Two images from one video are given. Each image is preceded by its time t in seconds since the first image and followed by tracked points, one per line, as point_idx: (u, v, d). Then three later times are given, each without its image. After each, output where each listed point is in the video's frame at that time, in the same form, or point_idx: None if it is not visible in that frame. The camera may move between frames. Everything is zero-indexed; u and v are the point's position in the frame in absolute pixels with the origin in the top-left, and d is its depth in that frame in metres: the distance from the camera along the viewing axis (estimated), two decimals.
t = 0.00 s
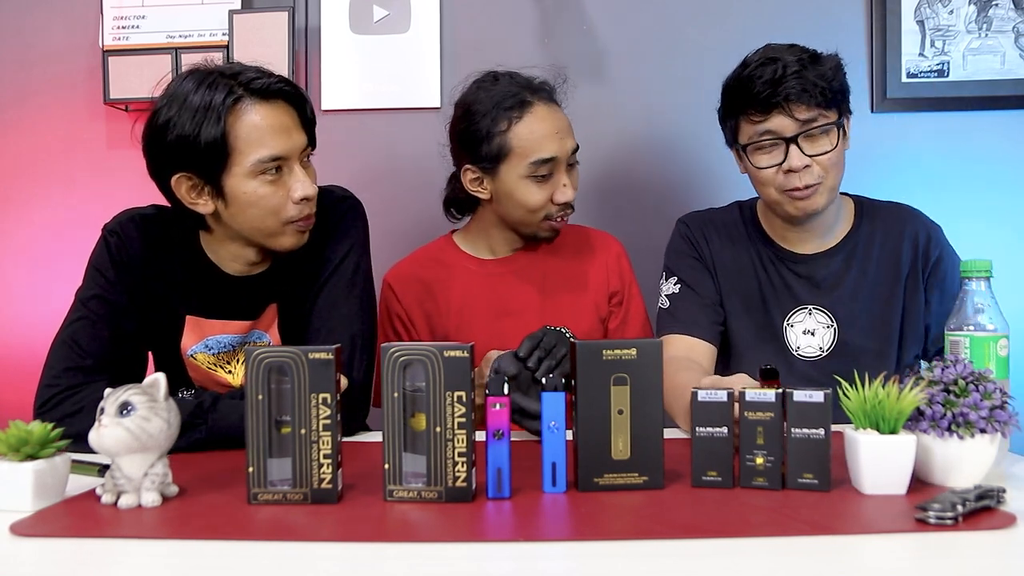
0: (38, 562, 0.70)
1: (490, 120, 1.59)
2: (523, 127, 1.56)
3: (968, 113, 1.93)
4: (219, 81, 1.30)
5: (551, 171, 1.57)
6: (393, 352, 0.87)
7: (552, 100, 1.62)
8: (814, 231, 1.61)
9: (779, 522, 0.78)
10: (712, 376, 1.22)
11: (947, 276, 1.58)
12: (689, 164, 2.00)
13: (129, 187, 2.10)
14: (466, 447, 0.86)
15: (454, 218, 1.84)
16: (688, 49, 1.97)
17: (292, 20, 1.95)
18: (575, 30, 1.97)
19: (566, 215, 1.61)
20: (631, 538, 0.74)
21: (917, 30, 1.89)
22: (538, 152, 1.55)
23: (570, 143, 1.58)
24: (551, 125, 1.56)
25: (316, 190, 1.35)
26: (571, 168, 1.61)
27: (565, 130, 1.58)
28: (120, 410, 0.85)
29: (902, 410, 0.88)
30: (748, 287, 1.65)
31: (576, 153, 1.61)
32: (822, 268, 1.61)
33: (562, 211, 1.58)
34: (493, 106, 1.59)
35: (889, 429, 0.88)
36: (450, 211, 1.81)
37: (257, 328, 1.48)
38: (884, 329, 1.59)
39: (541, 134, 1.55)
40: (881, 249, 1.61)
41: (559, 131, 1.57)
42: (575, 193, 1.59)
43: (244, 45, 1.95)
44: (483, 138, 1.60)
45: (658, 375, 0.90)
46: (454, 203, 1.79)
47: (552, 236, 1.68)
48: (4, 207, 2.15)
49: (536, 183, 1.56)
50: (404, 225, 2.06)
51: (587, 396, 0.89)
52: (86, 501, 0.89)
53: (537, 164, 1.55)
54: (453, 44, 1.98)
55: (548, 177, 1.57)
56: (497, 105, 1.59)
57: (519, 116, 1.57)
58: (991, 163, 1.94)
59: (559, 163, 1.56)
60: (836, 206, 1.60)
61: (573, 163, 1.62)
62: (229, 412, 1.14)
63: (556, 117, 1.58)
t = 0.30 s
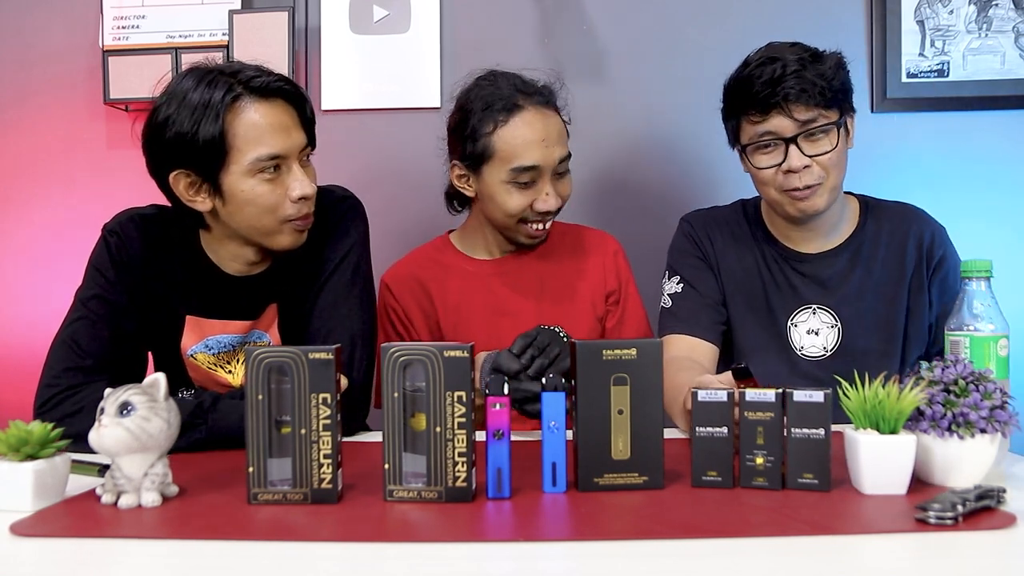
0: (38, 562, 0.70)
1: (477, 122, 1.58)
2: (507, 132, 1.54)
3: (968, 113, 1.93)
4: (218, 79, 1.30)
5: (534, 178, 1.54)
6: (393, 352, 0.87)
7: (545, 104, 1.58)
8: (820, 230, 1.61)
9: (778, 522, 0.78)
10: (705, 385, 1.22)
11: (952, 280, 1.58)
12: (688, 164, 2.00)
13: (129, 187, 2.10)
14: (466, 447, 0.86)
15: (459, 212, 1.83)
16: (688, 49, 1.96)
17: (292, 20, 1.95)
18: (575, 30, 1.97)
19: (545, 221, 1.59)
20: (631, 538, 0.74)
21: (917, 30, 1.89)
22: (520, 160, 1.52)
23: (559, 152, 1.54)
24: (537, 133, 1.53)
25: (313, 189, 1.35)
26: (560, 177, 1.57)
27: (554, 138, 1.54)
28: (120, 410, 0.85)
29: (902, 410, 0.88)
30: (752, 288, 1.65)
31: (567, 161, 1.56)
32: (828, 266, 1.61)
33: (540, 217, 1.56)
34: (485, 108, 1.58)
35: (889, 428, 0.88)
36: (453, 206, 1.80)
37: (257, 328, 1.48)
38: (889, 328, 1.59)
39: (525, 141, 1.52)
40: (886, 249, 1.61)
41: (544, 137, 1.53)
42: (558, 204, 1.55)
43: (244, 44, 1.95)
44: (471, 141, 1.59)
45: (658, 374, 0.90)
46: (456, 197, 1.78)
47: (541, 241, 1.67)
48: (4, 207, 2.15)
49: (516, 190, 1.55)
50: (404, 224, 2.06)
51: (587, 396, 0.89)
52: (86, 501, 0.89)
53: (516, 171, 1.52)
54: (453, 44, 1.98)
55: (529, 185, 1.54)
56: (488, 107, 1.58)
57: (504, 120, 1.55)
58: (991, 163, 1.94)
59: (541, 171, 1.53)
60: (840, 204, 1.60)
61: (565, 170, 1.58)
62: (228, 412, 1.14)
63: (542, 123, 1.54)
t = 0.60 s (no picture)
0: (38, 562, 0.70)
1: (474, 124, 1.57)
2: (502, 139, 1.52)
3: (968, 113, 1.93)
4: (217, 77, 1.30)
5: (524, 186, 1.53)
6: (393, 352, 0.87)
7: (544, 110, 1.55)
8: (822, 233, 1.60)
9: (779, 522, 0.78)
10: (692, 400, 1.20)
11: (952, 280, 1.59)
12: (688, 163, 2.00)
13: (130, 187, 2.10)
14: (466, 447, 0.86)
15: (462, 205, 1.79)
16: (688, 49, 1.96)
17: (292, 20, 1.95)
18: (575, 30, 1.97)
19: (532, 229, 1.58)
20: (631, 538, 0.74)
21: (917, 30, 1.89)
22: (511, 168, 1.51)
23: (552, 163, 1.52)
24: (529, 143, 1.51)
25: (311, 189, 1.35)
26: (553, 186, 1.55)
27: (549, 149, 1.52)
28: (120, 410, 0.85)
29: (902, 410, 0.88)
30: (755, 288, 1.64)
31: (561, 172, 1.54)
32: (832, 267, 1.61)
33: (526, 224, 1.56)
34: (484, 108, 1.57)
35: (889, 429, 0.88)
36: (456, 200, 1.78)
37: (257, 327, 1.47)
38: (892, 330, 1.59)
39: (517, 150, 1.51)
40: (890, 249, 1.61)
41: (538, 147, 1.51)
42: (547, 213, 1.54)
43: (244, 44, 1.95)
44: (468, 142, 1.58)
45: (658, 375, 0.90)
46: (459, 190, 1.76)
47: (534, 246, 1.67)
48: (4, 207, 2.15)
49: (505, 198, 1.54)
50: (403, 224, 2.06)
51: (587, 396, 0.89)
52: (86, 501, 0.89)
53: (505, 180, 1.52)
54: (453, 43, 1.98)
55: (518, 192, 1.53)
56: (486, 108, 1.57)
57: (499, 125, 1.54)
58: (991, 163, 1.94)
59: (531, 181, 1.52)
60: (842, 206, 1.60)
61: (559, 179, 1.56)
62: (228, 412, 1.14)
63: (538, 133, 1.52)
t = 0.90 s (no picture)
0: (38, 562, 0.70)
1: (464, 109, 1.58)
2: (492, 122, 1.53)
3: (968, 113, 1.93)
4: (219, 71, 1.31)
5: (515, 170, 1.53)
6: (393, 352, 0.87)
7: (536, 97, 1.56)
8: (821, 233, 1.61)
9: (779, 522, 0.78)
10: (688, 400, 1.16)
11: (953, 280, 1.59)
12: (688, 163, 2.00)
13: (130, 187, 2.10)
14: (466, 447, 0.86)
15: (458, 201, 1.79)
16: (688, 49, 1.96)
17: (292, 20, 1.95)
18: (575, 30, 1.97)
19: (525, 215, 1.59)
20: (630, 539, 0.74)
21: (917, 30, 1.88)
22: (501, 150, 1.53)
23: (542, 147, 1.53)
24: (519, 125, 1.52)
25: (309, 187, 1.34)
26: (545, 171, 1.56)
27: (539, 133, 1.53)
28: (120, 410, 0.85)
29: (902, 410, 0.88)
30: (756, 287, 1.64)
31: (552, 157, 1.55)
32: (834, 267, 1.61)
33: (518, 210, 1.57)
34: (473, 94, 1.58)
35: (889, 428, 0.88)
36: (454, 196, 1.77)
37: (256, 326, 1.47)
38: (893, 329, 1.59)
39: (507, 133, 1.52)
40: (892, 249, 1.61)
41: (528, 130, 1.52)
42: (537, 199, 1.55)
43: (244, 45, 1.95)
44: (459, 128, 1.59)
45: (658, 375, 0.90)
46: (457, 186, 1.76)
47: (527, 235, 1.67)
48: (4, 207, 2.15)
49: (497, 181, 1.55)
50: (403, 224, 2.06)
51: (586, 396, 0.89)
52: (86, 501, 0.89)
53: (496, 163, 1.52)
54: (453, 43, 1.98)
55: (510, 176, 1.54)
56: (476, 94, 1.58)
57: (489, 109, 1.55)
58: (991, 163, 1.94)
59: (522, 164, 1.53)
60: (845, 206, 1.59)
61: (551, 165, 1.57)
62: (227, 412, 1.14)
63: (529, 116, 1.53)
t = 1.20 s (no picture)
0: (39, 562, 0.70)
1: (454, 113, 1.58)
2: (482, 124, 1.54)
3: (967, 113, 1.93)
4: (222, 68, 1.31)
5: (507, 171, 1.54)
6: (393, 352, 0.87)
7: (525, 99, 1.57)
8: (824, 232, 1.60)
9: (779, 522, 0.78)
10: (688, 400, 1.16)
11: (953, 280, 1.60)
12: (688, 163, 2.00)
13: (130, 187, 2.10)
14: (466, 447, 0.86)
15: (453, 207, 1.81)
16: (688, 49, 1.96)
17: (292, 20, 1.95)
18: (575, 30, 1.97)
19: (520, 216, 1.59)
20: (630, 539, 0.74)
21: (917, 30, 1.88)
22: (493, 152, 1.53)
23: (533, 148, 1.54)
24: (509, 126, 1.53)
25: (304, 187, 1.34)
26: (537, 171, 1.57)
27: (529, 134, 1.54)
28: (120, 410, 0.85)
29: (902, 410, 0.88)
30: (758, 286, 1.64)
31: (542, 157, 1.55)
32: (838, 266, 1.61)
33: (512, 210, 1.57)
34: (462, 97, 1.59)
35: (889, 428, 0.88)
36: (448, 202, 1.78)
37: (256, 326, 1.47)
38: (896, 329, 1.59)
39: (498, 134, 1.53)
40: (894, 249, 1.62)
41: (518, 131, 1.53)
42: (530, 199, 1.55)
43: (244, 45, 1.95)
44: (450, 131, 1.59)
45: (658, 375, 0.90)
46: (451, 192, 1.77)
47: (521, 236, 1.67)
48: (4, 207, 2.15)
49: (490, 181, 1.55)
50: (403, 223, 2.06)
51: (586, 396, 0.89)
52: (87, 501, 0.89)
53: (489, 163, 1.53)
54: (452, 43, 1.98)
55: (502, 177, 1.55)
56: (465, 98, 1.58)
57: (479, 112, 1.55)
58: (990, 162, 1.94)
59: (514, 165, 1.53)
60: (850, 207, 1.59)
61: (542, 165, 1.58)
62: (226, 412, 1.14)
63: (519, 118, 1.54)
